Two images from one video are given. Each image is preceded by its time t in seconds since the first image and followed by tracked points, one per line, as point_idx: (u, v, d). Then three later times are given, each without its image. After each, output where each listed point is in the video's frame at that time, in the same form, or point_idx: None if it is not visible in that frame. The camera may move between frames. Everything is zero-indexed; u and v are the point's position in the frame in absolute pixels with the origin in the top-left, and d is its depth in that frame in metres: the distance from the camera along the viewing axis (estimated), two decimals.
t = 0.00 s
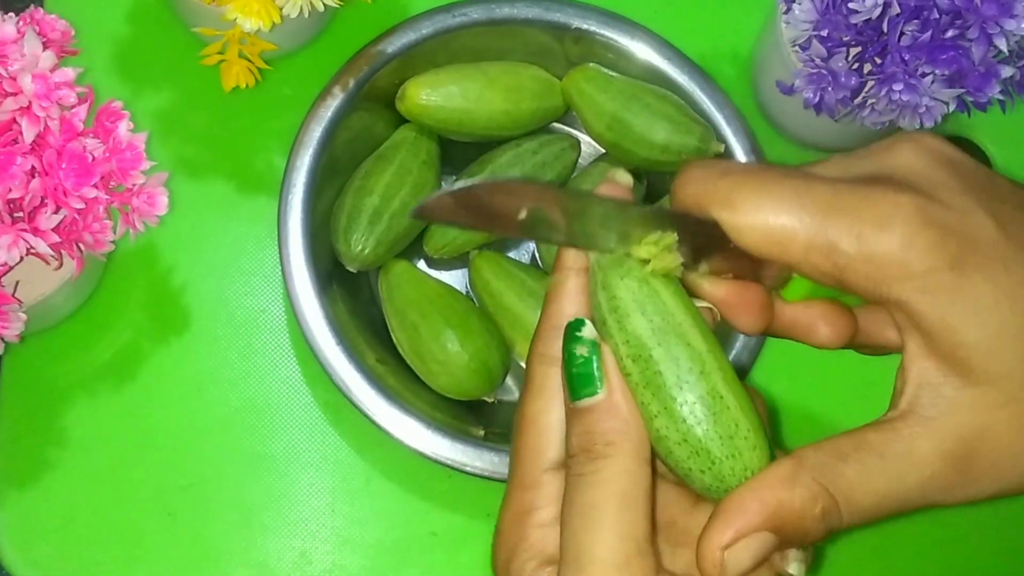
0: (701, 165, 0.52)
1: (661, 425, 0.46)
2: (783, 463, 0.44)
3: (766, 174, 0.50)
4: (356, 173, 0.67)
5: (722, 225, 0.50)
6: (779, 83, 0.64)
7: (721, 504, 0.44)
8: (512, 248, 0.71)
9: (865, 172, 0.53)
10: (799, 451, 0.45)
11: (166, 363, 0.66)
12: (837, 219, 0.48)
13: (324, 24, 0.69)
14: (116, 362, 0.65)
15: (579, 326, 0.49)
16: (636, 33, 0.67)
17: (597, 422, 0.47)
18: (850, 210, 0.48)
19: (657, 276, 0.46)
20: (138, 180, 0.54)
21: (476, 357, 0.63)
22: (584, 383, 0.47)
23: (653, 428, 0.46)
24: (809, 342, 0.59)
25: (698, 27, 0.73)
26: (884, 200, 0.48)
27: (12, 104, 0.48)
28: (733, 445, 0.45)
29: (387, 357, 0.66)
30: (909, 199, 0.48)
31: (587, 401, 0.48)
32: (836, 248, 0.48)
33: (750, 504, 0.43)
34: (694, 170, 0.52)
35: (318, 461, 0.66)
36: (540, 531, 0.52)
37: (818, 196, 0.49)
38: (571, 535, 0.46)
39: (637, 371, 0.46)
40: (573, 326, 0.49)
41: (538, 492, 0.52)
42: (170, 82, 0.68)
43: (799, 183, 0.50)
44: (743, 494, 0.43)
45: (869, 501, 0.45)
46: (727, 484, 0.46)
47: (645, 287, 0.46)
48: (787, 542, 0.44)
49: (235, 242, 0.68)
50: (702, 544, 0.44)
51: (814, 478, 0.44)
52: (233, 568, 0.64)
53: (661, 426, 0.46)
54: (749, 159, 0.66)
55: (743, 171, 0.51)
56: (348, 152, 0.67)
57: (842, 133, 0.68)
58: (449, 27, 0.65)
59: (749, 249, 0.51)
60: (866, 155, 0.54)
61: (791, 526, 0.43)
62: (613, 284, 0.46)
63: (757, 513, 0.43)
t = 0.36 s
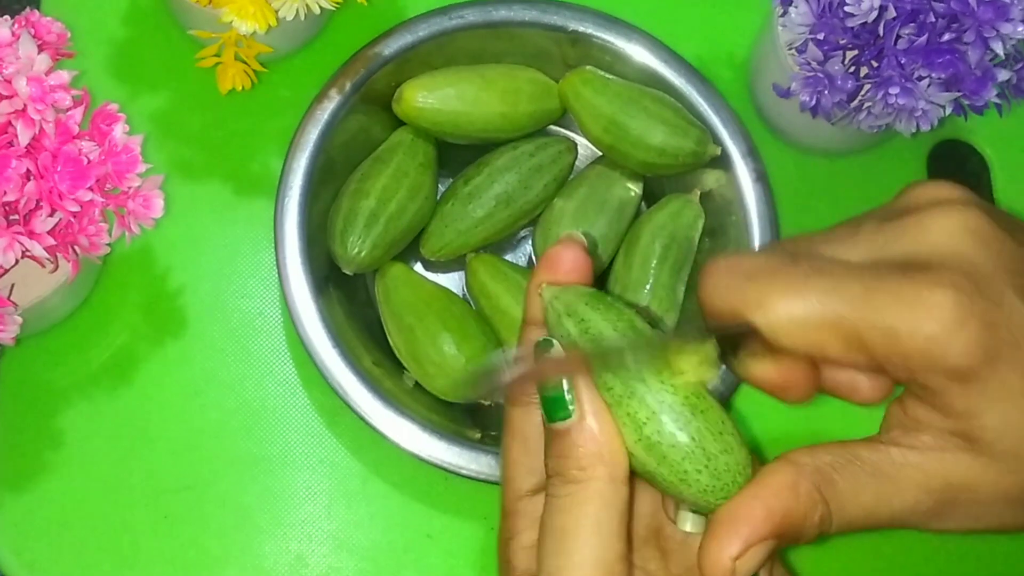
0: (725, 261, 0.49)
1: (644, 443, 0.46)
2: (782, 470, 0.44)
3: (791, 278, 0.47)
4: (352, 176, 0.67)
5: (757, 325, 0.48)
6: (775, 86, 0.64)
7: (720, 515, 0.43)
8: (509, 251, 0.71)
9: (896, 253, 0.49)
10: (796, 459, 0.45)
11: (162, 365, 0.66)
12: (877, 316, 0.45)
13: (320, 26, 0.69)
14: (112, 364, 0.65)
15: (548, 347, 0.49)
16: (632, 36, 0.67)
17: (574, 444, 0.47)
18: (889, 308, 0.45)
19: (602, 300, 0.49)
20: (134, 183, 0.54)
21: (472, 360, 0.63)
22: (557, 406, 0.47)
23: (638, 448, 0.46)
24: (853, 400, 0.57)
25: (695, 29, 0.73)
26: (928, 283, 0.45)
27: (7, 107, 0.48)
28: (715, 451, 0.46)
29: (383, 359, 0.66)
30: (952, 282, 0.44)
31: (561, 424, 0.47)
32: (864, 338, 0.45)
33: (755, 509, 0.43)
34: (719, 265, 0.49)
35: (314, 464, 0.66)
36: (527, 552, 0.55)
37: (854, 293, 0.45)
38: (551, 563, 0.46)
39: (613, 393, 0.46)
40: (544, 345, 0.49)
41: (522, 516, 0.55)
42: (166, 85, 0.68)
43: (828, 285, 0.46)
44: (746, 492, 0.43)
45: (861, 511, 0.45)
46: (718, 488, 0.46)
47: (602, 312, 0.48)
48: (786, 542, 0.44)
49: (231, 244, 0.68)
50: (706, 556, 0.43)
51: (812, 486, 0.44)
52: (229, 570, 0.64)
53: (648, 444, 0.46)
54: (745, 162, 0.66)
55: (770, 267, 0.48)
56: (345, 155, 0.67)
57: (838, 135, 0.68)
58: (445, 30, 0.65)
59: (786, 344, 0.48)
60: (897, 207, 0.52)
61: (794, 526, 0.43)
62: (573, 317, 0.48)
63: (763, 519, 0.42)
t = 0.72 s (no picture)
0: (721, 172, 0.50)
1: (661, 436, 0.43)
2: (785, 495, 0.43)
3: (788, 182, 0.48)
4: (354, 176, 0.66)
5: (746, 232, 0.48)
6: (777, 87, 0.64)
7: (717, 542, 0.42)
8: (510, 252, 0.71)
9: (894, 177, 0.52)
10: (806, 483, 0.44)
11: (162, 366, 0.66)
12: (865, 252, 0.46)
13: (321, 26, 0.69)
14: (112, 365, 0.65)
15: (599, 307, 0.45)
16: (634, 36, 0.66)
17: (586, 407, 0.45)
18: (884, 210, 0.47)
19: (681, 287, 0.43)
20: (134, 183, 0.54)
21: (473, 361, 0.63)
22: (589, 364, 0.45)
23: (652, 436, 0.43)
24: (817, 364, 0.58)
25: (696, 29, 0.73)
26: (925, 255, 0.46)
27: (8, 108, 0.48)
28: (731, 467, 0.42)
29: (384, 360, 0.66)
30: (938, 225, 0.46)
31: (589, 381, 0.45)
32: (863, 253, 0.46)
33: (754, 533, 0.41)
34: (712, 179, 0.50)
35: (315, 464, 0.65)
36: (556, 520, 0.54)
37: (842, 205, 0.47)
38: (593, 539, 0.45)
39: (644, 376, 0.43)
40: (592, 303, 0.45)
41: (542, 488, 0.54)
42: (167, 86, 0.68)
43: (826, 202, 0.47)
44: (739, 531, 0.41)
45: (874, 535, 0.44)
46: (720, 509, 0.43)
47: (672, 294, 0.43)
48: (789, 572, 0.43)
49: (232, 245, 0.68)
50: None
51: (816, 516, 0.43)
52: (230, 571, 0.64)
53: (665, 441, 0.43)
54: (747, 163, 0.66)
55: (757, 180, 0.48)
56: (346, 155, 0.67)
57: (840, 137, 0.68)
58: (446, 30, 0.65)
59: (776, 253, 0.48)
60: (904, 167, 0.53)
61: (798, 557, 0.42)
62: (634, 288, 0.43)
63: (763, 547, 0.41)
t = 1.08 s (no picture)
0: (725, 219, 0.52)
1: (643, 398, 0.45)
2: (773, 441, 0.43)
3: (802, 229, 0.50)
4: (350, 175, 0.66)
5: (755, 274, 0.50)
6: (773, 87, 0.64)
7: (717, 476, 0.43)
8: (507, 251, 0.71)
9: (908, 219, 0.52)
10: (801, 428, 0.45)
11: (158, 365, 0.65)
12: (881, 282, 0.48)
13: (318, 26, 0.69)
14: (108, 365, 0.65)
15: (560, 249, 0.51)
16: (630, 36, 0.66)
17: (552, 339, 0.46)
18: (892, 264, 0.48)
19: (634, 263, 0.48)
20: (130, 182, 0.54)
21: (469, 361, 0.63)
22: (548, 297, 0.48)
23: (632, 395, 0.45)
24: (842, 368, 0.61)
25: (694, 29, 0.73)
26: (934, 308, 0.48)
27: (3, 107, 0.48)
28: (715, 417, 0.45)
29: (381, 359, 0.66)
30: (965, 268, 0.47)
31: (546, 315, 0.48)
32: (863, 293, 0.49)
33: (755, 471, 0.42)
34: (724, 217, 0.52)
35: (311, 464, 0.65)
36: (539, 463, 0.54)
37: (857, 251, 0.49)
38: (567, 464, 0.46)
39: (615, 343, 0.46)
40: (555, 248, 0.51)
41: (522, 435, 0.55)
42: (163, 85, 0.68)
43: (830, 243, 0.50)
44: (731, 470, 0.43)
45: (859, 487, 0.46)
46: (711, 460, 0.45)
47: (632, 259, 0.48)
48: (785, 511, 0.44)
49: (229, 244, 0.67)
50: (697, 516, 0.43)
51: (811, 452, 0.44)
52: (226, 571, 0.64)
53: (646, 400, 0.45)
54: (743, 163, 0.66)
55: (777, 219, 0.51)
56: (342, 154, 0.67)
57: (838, 138, 0.68)
58: (443, 30, 0.65)
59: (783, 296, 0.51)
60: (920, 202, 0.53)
61: (794, 494, 0.43)
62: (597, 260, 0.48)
63: (763, 480, 0.42)
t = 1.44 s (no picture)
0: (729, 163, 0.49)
1: (671, 425, 0.43)
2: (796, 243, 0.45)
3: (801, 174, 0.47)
4: (355, 176, 0.67)
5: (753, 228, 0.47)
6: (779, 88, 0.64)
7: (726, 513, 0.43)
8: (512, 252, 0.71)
9: (910, 176, 0.51)
10: (823, 475, 0.44)
11: (164, 365, 0.66)
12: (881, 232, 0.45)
13: (324, 26, 0.69)
14: (114, 365, 0.65)
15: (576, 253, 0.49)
16: (636, 36, 0.67)
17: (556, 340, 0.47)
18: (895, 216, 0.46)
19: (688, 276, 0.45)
20: (137, 183, 0.55)
21: (475, 361, 0.63)
22: (562, 302, 0.47)
23: (643, 424, 0.44)
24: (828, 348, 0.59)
25: (699, 30, 0.73)
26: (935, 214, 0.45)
27: (10, 107, 0.48)
28: (742, 457, 0.44)
29: (386, 359, 0.66)
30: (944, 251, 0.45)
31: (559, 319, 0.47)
32: (875, 261, 0.46)
33: (762, 518, 0.42)
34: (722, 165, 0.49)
35: (317, 464, 0.65)
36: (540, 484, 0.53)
37: (864, 199, 0.46)
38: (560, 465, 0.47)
39: (643, 365, 0.44)
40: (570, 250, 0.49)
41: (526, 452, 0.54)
42: (169, 85, 0.68)
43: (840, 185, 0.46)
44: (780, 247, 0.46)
45: (885, 531, 0.44)
46: (729, 496, 0.44)
47: (683, 280, 0.45)
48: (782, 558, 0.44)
49: (234, 244, 0.68)
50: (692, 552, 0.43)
51: (829, 510, 0.43)
52: (232, 571, 0.64)
53: (665, 430, 0.44)
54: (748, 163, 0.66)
55: (779, 167, 0.48)
56: (348, 154, 0.67)
57: (842, 138, 0.68)
58: (449, 30, 0.65)
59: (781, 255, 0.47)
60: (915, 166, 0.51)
61: (794, 548, 0.43)
62: (646, 288, 0.44)
63: (768, 532, 0.42)
